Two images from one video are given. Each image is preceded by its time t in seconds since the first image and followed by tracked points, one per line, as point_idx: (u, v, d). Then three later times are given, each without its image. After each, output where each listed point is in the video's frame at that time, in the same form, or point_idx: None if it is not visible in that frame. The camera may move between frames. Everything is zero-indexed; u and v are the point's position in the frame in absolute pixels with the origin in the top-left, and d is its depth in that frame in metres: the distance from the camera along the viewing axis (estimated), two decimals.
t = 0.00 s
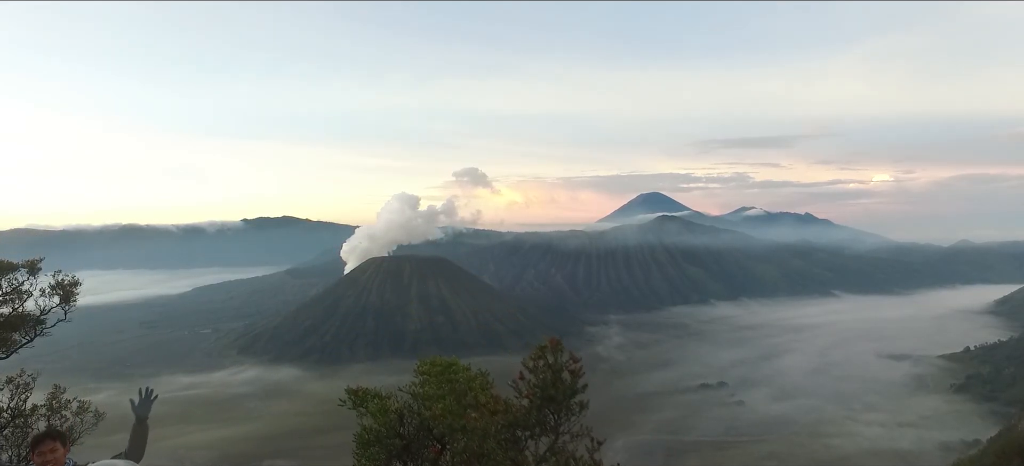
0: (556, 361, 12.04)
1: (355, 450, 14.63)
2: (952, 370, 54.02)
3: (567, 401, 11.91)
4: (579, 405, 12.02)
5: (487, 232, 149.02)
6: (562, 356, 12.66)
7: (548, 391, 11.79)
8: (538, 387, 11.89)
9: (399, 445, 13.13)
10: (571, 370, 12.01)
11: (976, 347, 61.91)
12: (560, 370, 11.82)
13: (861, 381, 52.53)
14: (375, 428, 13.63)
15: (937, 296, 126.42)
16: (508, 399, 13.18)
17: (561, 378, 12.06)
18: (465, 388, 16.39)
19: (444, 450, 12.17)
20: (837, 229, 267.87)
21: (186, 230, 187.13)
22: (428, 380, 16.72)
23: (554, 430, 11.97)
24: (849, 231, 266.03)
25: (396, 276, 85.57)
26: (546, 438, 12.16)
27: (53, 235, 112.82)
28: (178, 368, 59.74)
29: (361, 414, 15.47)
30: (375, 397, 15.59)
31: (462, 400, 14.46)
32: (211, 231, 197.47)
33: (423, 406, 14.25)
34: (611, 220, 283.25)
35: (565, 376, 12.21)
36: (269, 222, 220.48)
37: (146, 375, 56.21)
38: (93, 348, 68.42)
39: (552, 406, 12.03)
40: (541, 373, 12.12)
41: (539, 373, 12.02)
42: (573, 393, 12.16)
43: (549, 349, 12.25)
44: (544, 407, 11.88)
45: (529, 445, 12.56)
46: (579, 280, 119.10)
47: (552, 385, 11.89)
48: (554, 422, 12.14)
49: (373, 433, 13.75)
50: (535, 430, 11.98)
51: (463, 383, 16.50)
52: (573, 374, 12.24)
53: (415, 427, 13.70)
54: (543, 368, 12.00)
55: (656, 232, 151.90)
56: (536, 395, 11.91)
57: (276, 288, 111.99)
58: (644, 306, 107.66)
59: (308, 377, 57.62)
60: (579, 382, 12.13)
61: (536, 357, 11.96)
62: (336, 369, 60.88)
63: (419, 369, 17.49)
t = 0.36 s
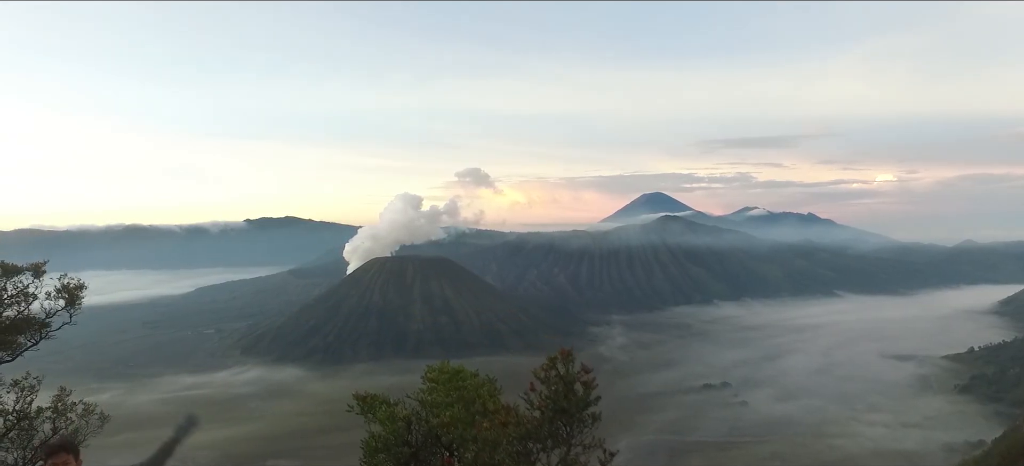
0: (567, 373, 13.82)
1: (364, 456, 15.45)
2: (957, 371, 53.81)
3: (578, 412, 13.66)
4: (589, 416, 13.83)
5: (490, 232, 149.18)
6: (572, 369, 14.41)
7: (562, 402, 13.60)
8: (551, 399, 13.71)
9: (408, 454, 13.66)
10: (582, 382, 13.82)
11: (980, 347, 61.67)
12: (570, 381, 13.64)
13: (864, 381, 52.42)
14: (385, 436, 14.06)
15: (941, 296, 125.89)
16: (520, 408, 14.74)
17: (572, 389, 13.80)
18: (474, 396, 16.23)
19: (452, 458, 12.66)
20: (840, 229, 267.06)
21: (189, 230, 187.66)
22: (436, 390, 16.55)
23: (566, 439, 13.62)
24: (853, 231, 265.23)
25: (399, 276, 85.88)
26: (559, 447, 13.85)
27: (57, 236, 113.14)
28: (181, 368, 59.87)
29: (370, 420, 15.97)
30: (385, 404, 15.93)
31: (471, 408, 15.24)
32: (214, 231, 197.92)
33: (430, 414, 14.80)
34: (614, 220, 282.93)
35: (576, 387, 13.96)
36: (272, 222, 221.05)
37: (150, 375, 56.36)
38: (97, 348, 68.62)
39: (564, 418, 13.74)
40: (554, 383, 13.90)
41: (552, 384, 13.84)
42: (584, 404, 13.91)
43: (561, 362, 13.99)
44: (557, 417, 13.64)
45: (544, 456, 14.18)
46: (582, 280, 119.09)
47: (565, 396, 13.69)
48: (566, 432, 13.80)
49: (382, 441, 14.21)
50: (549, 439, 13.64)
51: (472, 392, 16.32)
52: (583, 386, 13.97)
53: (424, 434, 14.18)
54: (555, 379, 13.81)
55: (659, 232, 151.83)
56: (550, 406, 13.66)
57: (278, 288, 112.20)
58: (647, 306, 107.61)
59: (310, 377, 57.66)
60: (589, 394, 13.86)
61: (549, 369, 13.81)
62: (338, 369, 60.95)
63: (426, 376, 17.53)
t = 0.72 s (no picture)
0: (583, 385, 14.23)
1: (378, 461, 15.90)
2: (972, 373, 53.07)
3: (594, 424, 14.09)
4: (606, 429, 14.19)
5: (500, 232, 149.45)
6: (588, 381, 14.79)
7: (578, 414, 14.04)
8: (568, 411, 14.11)
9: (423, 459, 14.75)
10: (599, 394, 14.20)
11: (997, 349, 60.79)
12: (586, 393, 14.06)
13: (878, 382, 51.89)
14: (397, 444, 15.01)
15: (956, 297, 124.04)
16: (537, 418, 15.15)
17: (589, 401, 14.22)
18: (487, 403, 16.01)
19: None
20: (853, 229, 264.13)
21: (201, 230, 189.74)
22: (448, 399, 16.06)
23: (582, 451, 13.99)
24: (866, 231, 262.20)
25: (410, 276, 86.47)
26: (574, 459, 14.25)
27: (72, 236, 114.78)
28: (193, 367, 60.56)
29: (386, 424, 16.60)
30: (400, 410, 16.39)
31: (486, 414, 15.59)
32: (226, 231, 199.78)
33: (445, 421, 15.56)
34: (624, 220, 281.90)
35: (592, 399, 14.34)
36: (283, 223, 222.68)
37: (164, 374, 57.11)
38: (111, 348, 69.61)
39: (580, 429, 14.11)
40: (570, 395, 14.29)
41: (568, 395, 14.24)
42: (601, 417, 14.28)
43: (580, 376, 14.33)
44: (573, 429, 14.05)
45: None
46: (591, 280, 118.91)
47: (581, 408, 14.11)
48: (582, 444, 14.15)
49: (395, 446, 15.12)
50: (564, 452, 13.97)
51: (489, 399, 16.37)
52: (599, 398, 14.35)
53: (435, 441, 15.50)
54: (572, 390, 14.22)
55: (669, 232, 151.19)
56: (566, 419, 14.08)
57: (289, 288, 113.00)
58: (656, 306, 107.25)
59: (322, 377, 58.13)
60: (605, 406, 14.21)
61: (566, 380, 14.19)
62: (349, 369, 61.34)
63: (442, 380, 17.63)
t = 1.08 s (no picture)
0: (599, 394, 14.34)
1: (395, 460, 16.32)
2: (995, 375, 52.02)
3: (609, 433, 14.19)
4: (620, 437, 14.27)
5: (514, 232, 149.67)
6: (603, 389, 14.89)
7: (592, 423, 14.17)
8: (582, 419, 14.23)
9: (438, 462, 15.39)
10: (614, 403, 14.30)
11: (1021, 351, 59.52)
12: (601, 402, 14.20)
13: (897, 384, 51.07)
14: (413, 446, 15.51)
15: (979, 297, 121.53)
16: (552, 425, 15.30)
17: (604, 409, 14.33)
18: (502, 408, 15.91)
19: None
20: (872, 229, 259.90)
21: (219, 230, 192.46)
22: (464, 404, 16.03)
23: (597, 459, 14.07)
24: (886, 230, 257.76)
25: (424, 276, 87.03)
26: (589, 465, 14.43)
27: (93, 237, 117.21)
28: (211, 365, 61.57)
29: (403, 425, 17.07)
30: (417, 413, 16.78)
31: (502, 419, 15.62)
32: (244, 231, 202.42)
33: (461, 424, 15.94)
34: (638, 220, 280.44)
35: (607, 408, 14.45)
36: (299, 222, 224.88)
37: (182, 372, 58.15)
38: (132, 345, 71.02)
39: (595, 437, 14.24)
40: (585, 403, 14.45)
41: (583, 403, 14.37)
42: (615, 426, 14.39)
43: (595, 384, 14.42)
44: (587, 437, 14.17)
45: None
46: (606, 280, 118.58)
47: (596, 416, 14.24)
48: (597, 451, 14.26)
49: (412, 448, 15.65)
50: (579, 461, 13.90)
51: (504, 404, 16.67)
52: (614, 406, 14.45)
53: (451, 445, 15.92)
54: (586, 399, 14.37)
55: (684, 232, 150.13)
56: (581, 427, 14.21)
57: (305, 287, 114.14)
58: (671, 306, 106.63)
59: (337, 375, 58.75)
60: (620, 415, 14.31)
61: (581, 389, 14.29)
62: (364, 368, 61.87)
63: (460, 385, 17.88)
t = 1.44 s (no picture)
0: (612, 400, 14.68)
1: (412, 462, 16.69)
2: None
3: (622, 440, 14.36)
4: (633, 443, 14.46)
5: (531, 231, 149.72)
6: (617, 395, 15.19)
7: (606, 428, 14.43)
8: (596, 425, 14.51)
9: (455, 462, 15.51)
10: (626, 408, 14.59)
11: None
12: (614, 408, 14.51)
13: (922, 386, 50.16)
14: (431, 449, 15.82)
15: (1008, 298, 118.40)
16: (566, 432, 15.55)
17: (617, 416, 14.58)
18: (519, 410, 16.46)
19: None
20: (897, 229, 254.68)
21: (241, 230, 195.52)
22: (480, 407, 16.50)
23: None
24: (911, 230, 252.20)
25: (442, 276, 87.65)
26: None
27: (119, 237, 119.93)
28: (233, 363, 62.71)
29: (419, 430, 17.41)
30: (433, 416, 17.27)
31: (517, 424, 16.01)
32: (264, 230, 205.60)
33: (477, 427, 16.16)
34: (656, 219, 278.15)
35: (620, 414, 14.74)
36: (318, 222, 227.31)
37: (205, 370, 59.39)
38: (156, 343, 72.64)
39: (608, 443, 14.41)
40: (598, 409, 14.84)
41: (597, 409, 14.79)
42: (628, 432, 14.61)
43: (608, 391, 14.78)
44: (602, 443, 14.34)
45: None
46: (623, 279, 117.98)
47: (610, 422, 14.52)
48: (610, 458, 14.38)
49: (429, 450, 15.91)
50: None
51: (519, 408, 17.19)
52: (627, 412, 14.70)
53: (468, 446, 16.04)
54: (600, 405, 14.76)
55: (703, 231, 148.69)
56: (595, 432, 14.47)
57: (324, 287, 115.43)
58: (690, 305, 105.69)
59: (356, 374, 59.49)
60: (633, 421, 14.54)
61: (595, 395, 14.69)
62: (383, 367, 62.52)
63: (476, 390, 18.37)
